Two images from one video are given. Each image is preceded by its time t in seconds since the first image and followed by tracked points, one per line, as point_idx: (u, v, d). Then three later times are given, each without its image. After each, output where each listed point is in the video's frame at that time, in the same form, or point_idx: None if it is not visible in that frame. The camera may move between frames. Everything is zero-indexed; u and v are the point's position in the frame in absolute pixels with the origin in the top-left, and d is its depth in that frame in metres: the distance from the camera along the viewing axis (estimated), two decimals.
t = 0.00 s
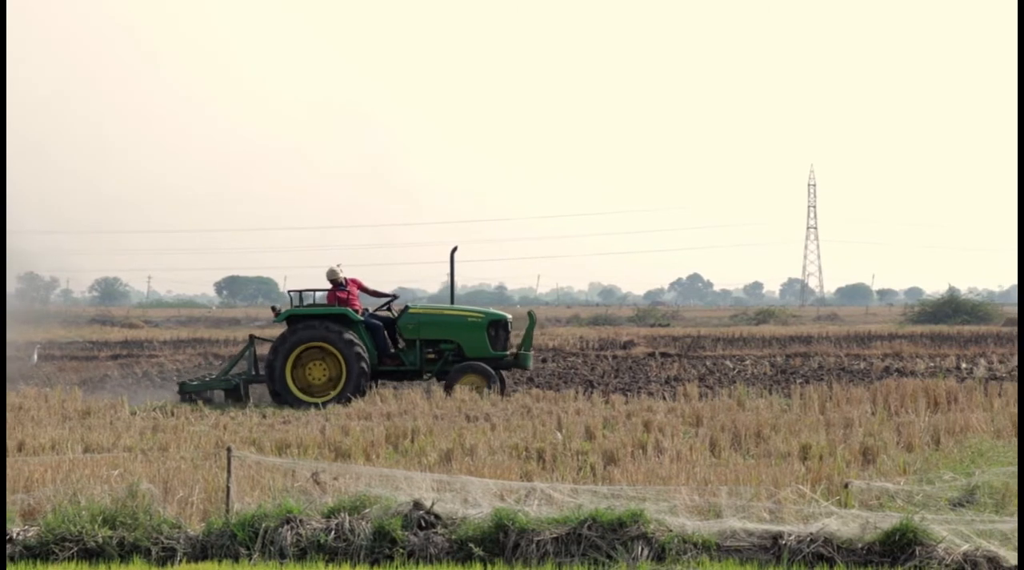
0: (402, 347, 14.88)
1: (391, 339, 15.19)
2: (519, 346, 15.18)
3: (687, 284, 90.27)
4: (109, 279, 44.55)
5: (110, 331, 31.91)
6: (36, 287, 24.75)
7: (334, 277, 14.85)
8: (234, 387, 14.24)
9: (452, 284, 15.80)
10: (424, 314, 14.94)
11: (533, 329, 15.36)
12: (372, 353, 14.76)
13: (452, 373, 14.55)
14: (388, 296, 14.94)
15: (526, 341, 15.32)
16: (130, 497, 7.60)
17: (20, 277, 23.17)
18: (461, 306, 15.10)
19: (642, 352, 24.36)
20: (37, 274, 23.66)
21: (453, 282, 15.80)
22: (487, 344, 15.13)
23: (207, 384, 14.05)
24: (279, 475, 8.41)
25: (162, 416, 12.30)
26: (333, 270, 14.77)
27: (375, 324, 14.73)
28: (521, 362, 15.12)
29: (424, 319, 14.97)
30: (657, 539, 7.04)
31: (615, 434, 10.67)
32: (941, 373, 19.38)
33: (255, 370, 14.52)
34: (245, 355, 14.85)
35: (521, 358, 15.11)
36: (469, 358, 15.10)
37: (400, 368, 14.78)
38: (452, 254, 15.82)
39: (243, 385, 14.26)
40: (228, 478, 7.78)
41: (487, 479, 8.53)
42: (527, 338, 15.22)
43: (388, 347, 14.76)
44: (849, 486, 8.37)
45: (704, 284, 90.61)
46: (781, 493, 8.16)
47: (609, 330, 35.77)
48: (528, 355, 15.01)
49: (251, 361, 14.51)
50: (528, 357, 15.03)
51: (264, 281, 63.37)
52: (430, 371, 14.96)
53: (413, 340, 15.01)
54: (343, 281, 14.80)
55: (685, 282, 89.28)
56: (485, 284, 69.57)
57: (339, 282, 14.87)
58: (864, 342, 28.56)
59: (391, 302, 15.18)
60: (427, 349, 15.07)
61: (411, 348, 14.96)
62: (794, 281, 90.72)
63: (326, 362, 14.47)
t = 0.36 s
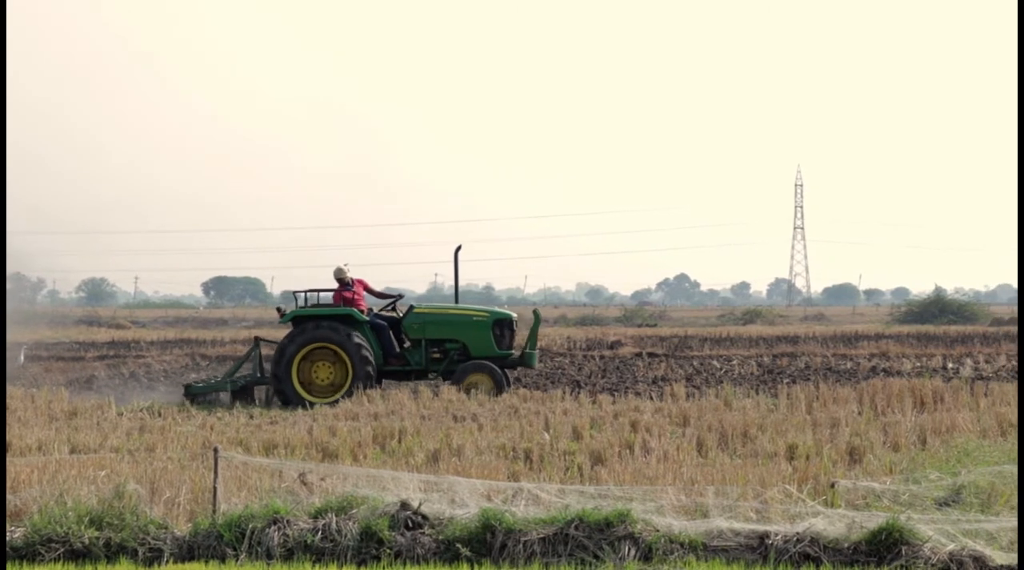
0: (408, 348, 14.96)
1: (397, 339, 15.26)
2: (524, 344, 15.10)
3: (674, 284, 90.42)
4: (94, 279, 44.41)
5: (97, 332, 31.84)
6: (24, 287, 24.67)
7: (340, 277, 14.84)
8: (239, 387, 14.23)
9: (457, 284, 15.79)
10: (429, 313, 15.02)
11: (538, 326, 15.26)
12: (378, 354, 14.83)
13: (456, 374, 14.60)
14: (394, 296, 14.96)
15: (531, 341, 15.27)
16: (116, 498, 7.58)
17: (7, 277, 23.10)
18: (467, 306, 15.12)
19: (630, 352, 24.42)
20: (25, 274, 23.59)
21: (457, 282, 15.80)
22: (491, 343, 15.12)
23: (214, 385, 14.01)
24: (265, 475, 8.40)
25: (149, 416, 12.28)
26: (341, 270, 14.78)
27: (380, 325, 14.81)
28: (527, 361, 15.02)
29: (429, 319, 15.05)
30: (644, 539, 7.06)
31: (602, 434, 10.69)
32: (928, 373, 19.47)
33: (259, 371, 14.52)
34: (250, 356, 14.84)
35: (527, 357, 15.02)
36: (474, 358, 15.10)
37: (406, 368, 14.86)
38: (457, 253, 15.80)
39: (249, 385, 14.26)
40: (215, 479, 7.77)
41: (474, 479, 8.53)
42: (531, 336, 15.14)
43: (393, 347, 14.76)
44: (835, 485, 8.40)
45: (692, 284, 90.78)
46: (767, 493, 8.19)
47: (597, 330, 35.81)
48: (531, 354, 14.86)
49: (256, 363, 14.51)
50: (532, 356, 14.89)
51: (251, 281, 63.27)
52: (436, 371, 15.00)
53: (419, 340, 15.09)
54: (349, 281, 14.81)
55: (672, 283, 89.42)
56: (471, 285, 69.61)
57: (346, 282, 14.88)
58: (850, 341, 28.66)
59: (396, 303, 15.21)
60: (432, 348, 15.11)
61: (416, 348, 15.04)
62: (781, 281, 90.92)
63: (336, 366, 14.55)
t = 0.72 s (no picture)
0: (411, 347, 14.95)
1: (400, 339, 15.23)
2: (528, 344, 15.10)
3: (661, 284, 90.62)
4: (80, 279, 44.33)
5: (83, 333, 31.79)
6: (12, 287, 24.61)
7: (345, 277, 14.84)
8: (244, 390, 14.31)
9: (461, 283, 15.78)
10: (433, 313, 14.99)
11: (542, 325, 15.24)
12: (382, 353, 14.82)
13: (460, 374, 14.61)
14: (398, 296, 14.97)
15: (536, 340, 15.19)
16: (103, 499, 7.57)
17: None
18: (471, 305, 15.09)
19: (617, 352, 24.53)
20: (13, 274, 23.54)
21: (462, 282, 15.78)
22: (495, 343, 15.12)
23: (221, 387, 14.06)
24: (252, 476, 8.39)
25: (135, 417, 12.26)
26: (344, 270, 14.77)
27: (384, 324, 14.83)
28: (531, 360, 15.00)
29: (433, 319, 15.03)
30: (631, 539, 7.08)
31: (588, 434, 10.72)
32: (914, 373, 19.55)
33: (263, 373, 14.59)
34: (255, 360, 14.91)
35: (531, 356, 15.00)
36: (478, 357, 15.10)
37: (410, 368, 14.82)
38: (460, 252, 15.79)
39: (253, 389, 14.35)
40: (201, 479, 7.77)
41: (461, 480, 8.53)
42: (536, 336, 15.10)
43: (397, 347, 14.78)
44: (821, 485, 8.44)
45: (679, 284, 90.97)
46: (754, 493, 8.22)
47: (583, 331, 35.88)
48: (536, 353, 14.89)
49: (260, 365, 14.59)
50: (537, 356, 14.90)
51: (239, 281, 63.17)
52: (440, 371, 14.95)
53: (423, 339, 15.06)
54: (354, 281, 14.80)
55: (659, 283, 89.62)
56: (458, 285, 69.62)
57: (350, 282, 14.90)
58: (837, 341, 28.76)
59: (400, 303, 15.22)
60: (436, 348, 15.07)
61: (420, 348, 15.00)
62: (768, 282, 91.27)
63: (342, 371, 14.54)
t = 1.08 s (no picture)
0: (415, 348, 14.96)
1: (404, 340, 15.22)
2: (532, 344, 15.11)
3: (649, 284, 90.83)
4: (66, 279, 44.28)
5: (70, 333, 31.75)
6: None
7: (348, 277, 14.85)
8: (247, 390, 14.32)
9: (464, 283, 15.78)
10: (436, 313, 15.00)
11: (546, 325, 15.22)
12: (386, 353, 14.84)
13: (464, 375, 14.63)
14: (401, 296, 15.01)
15: (539, 340, 15.23)
16: (90, 500, 7.57)
17: None
18: (474, 305, 15.10)
19: (605, 352, 24.63)
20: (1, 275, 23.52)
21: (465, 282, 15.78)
22: (498, 343, 15.12)
23: (224, 387, 14.09)
24: (239, 477, 8.38)
25: (122, 417, 12.24)
26: (348, 271, 14.80)
27: (387, 324, 14.81)
28: (534, 361, 15.10)
29: (437, 320, 15.03)
30: (619, 539, 7.09)
31: (576, 434, 10.74)
32: (901, 373, 19.62)
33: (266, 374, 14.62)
34: (258, 361, 14.93)
35: (534, 357, 15.09)
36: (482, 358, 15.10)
37: (413, 368, 14.84)
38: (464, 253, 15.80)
39: (256, 389, 14.36)
40: (189, 480, 7.76)
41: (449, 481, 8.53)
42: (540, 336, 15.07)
43: (400, 347, 14.79)
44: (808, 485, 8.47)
45: (667, 284, 91.20)
46: (741, 493, 8.24)
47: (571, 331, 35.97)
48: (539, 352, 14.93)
49: (263, 366, 14.61)
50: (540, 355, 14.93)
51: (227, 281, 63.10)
52: (443, 371, 14.98)
53: (426, 340, 15.07)
54: (357, 282, 14.86)
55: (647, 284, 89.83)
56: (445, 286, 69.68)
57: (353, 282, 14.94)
58: (824, 341, 28.89)
59: (403, 304, 15.26)
60: (439, 348, 15.12)
61: (424, 348, 15.03)
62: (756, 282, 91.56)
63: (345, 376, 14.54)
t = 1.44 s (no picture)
0: (418, 349, 15.00)
1: (408, 340, 15.24)
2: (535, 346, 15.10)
3: (634, 285, 91.05)
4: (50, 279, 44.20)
5: (55, 333, 31.72)
6: None
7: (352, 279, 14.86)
8: (250, 389, 14.31)
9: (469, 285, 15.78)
10: (441, 315, 15.01)
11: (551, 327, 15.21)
12: (389, 354, 14.89)
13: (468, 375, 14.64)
14: (405, 298, 14.98)
15: (543, 341, 15.17)
16: (75, 500, 7.55)
17: None
18: (478, 308, 15.10)
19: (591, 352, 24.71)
20: None
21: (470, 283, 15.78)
22: (503, 345, 15.09)
23: (227, 386, 14.11)
24: (224, 477, 8.38)
25: (107, 418, 12.21)
26: (351, 272, 14.79)
27: (391, 326, 14.83)
28: (538, 362, 15.05)
29: (441, 321, 15.03)
30: (604, 539, 7.11)
31: (562, 434, 10.77)
32: (886, 372, 19.71)
33: (268, 373, 14.61)
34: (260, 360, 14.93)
35: (538, 359, 15.03)
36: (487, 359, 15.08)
37: (416, 369, 14.90)
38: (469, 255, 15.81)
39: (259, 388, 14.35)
40: (174, 481, 7.74)
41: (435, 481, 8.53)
42: (544, 338, 15.05)
43: (404, 348, 14.84)
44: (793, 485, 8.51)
45: (652, 284, 91.44)
46: (727, 493, 8.27)
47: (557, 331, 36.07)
48: (543, 355, 14.92)
49: (264, 365, 14.61)
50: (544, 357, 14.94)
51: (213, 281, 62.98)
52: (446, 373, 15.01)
53: (430, 342, 15.09)
54: (360, 283, 14.86)
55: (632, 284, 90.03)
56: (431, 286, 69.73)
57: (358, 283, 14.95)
58: (809, 341, 29.02)
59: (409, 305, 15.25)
60: (443, 349, 15.12)
61: (427, 350, 15.06)
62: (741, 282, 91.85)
63: (346, 381, 14.54)
